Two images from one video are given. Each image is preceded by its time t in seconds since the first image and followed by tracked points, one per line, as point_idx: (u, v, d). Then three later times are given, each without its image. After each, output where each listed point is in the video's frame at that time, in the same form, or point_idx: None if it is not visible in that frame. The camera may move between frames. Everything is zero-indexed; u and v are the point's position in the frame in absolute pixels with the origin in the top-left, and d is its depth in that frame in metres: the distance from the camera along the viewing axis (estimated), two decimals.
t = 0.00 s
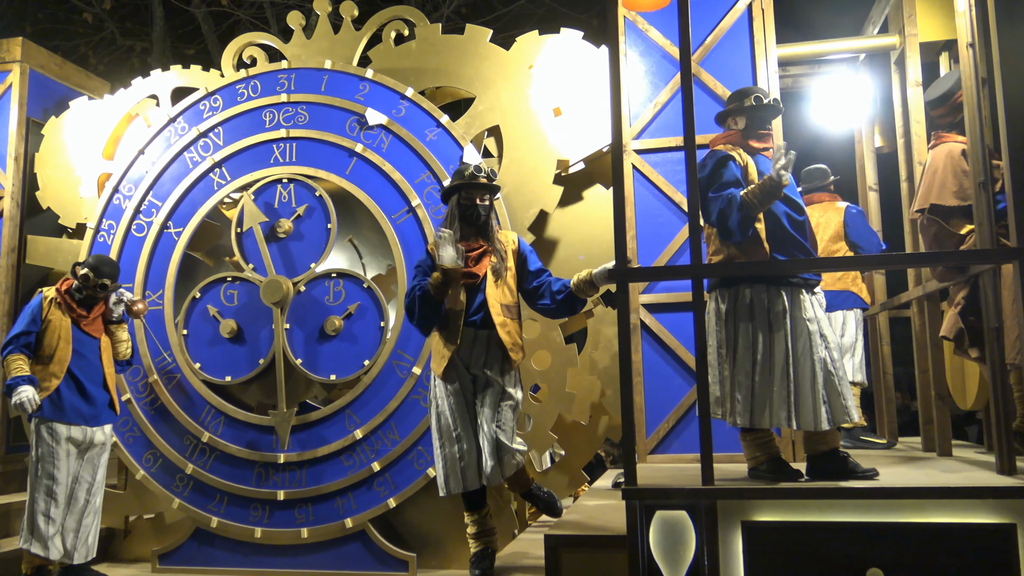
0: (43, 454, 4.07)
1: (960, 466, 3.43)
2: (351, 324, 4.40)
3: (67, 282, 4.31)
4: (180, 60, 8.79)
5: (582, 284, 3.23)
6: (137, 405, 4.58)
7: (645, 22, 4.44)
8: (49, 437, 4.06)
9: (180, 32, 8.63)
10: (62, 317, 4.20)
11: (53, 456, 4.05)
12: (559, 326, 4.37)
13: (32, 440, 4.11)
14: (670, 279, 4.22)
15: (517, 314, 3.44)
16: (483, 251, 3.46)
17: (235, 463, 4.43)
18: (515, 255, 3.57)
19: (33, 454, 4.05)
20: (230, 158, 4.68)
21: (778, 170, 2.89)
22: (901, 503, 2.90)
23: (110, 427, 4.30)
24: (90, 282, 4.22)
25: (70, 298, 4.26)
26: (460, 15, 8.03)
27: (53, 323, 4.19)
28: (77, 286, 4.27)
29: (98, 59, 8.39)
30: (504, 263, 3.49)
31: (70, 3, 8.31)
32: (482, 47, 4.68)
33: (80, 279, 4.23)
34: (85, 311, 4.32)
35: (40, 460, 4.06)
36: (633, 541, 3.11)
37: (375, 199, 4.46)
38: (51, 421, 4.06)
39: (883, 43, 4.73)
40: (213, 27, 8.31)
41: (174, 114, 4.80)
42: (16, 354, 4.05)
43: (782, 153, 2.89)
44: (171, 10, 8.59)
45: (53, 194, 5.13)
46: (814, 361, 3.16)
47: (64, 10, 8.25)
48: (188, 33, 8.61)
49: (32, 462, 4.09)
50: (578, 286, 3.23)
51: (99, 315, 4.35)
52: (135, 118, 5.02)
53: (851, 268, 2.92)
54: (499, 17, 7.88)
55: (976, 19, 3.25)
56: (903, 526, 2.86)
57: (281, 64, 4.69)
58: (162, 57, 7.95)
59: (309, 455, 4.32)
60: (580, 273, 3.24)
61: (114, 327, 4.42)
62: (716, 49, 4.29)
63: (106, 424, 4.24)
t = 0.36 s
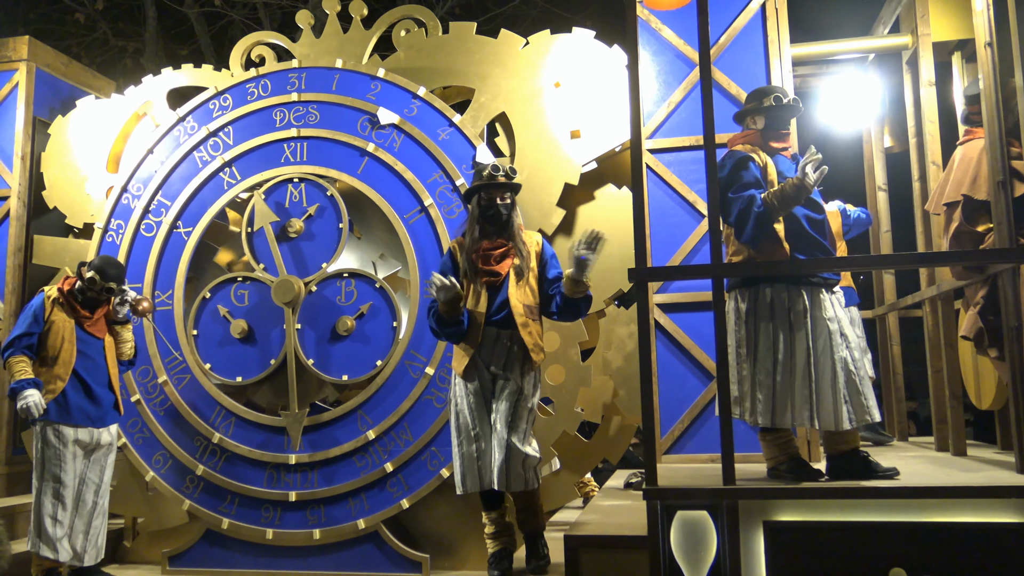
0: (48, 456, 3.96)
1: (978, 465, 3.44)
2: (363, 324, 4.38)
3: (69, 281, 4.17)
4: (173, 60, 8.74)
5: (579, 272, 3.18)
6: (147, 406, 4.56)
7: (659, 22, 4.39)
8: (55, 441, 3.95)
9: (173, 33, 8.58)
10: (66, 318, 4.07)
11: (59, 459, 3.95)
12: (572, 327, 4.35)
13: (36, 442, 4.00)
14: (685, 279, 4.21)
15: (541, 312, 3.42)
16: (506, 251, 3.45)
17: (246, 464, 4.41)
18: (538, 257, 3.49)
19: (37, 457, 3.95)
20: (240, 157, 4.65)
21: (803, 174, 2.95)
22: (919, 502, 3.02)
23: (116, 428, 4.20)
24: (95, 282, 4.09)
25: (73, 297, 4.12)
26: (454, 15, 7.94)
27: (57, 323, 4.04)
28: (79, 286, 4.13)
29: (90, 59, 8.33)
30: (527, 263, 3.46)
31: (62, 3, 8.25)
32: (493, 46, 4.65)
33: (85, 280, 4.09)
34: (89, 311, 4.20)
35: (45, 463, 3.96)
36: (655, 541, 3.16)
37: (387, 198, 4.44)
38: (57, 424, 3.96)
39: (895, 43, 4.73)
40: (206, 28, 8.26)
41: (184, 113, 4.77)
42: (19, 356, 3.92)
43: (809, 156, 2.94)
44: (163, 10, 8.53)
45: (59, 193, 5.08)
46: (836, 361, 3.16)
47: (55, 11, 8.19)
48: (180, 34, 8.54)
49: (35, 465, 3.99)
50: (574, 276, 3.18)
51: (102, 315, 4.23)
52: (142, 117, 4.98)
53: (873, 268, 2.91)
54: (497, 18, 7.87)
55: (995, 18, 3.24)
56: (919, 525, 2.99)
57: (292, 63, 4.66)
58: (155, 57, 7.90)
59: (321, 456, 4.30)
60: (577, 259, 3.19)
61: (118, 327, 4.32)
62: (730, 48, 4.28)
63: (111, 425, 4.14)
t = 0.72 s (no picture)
0: (57, 453, 3.88)
1: (999, 462, 3.43)
2: (375, 320, 4.36)
3: (73, 275, 4.10)
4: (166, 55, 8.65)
5: (554, 283, 3.14)
6: (157, 402, 4.53)
7: (673, 16, 4.35)
8: (66, 437, 3.88)
9: (167, 27, 8.50)
10: (73, 313, 4.00)
11: (70, 456, 3.88)
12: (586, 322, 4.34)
13: (44, 440, 3.90)
14: (701, 275, 4.16)
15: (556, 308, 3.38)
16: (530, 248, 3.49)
17: (257, 460, 4.38)
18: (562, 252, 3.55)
19: (46, 454, 3.87)
20: (250, 151, 4.61)
21: (828, 163, 2.91)
22: (942, 499, 3.00)
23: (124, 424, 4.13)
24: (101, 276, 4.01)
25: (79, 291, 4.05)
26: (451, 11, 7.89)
27: (63, 318, 3.98)
28: (85, 279, 4.07)
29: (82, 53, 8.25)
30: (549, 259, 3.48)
31: None
32: (505, 40, 4.61)
33: (91, 273, 4.01)
34: (95, 306, 4.13)
35: (54, 460, 3.88)
36: (675, 538, 3.15)
37: (400, 193, 4.41)
38: (67, 420, 3.89)
39: (909, 39, 4.71)
40: (201, 22, 8.20)
41: (193, 107, 4.72)
42: (26, 353, 3.84)
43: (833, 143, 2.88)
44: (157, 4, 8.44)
45: (66, 188, 5.03)
46: (858, 357, 3.13)
47: (48, 4, 8.11)
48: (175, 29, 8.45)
49: (43, 462, 3.91)
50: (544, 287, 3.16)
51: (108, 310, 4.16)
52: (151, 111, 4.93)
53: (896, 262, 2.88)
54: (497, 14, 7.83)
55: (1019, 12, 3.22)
56: (942, 521, 2.98)
57: (303, 56, 4.62)
58: (148, 52, 7.82)
59: (334, 453, 4.27)
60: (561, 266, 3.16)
61: (124, 322, 4.22)
62: (746, 43, 4.26)
63: (121, 421, 4.08)
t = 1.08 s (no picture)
0: (67, 450, 3.82)
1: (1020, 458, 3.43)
2: (390, 315, 4.33)
3: (82, 270, 4.04)
4: (162, 50, 8.56)
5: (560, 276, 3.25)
6: (168, 397, 4.50)
7: (689, 11, 4.31)
8: (75, 434, 3.81)
9: (162, 23, 8.40)
10: (82, 308, 3.94)
11: (79, 453, 3.81)
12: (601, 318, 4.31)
13: (51, 436, 3.84)
14: (718, 270, 4.13)
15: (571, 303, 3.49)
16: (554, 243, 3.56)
17: (270, 456, 4.35)
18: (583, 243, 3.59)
19: (54, 451, 3.80)
20: (263, 145, 4.58)
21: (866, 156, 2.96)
22: (966, 494, 3.00)
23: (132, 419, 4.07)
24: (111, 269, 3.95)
25: (89, 285, 3.99)
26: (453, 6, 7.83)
27: (73, 313, 3.92)
28: (95, 272, 4.01)
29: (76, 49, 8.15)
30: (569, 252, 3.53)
31: None
32: (519, 33, 4.57)
33: (102, 263, 3.94)
34: (104, 301, 4.07)
35: (64, 457, 3.81)
36: (698, 534, 3.14)
37: (414, 187, 4.39)
38: (77, 417, 3.82)
39: (923, 34, 4.69)
40: (196, 18, 8.12)
41: (205, 100, 4.69)
42: (35, 349, 3.79)
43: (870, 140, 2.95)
44: None
45: (74, 182, 4.98)
46: (881, 352, 3.14)
47: None
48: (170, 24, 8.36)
49: (51, 459, 3.83)
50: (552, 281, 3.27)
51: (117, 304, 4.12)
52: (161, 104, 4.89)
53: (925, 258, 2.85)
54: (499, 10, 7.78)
55: None
56: (966, 517, 2.97)
57: (316, 49, 4.59)
58: (144, 48, 7.74)
59: (348, 448, 4.25)
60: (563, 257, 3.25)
61: (132, 317, 4.19)
62: (762, 37, 4.23)
63: (130, 416, 4.02)
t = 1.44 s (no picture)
0: (82, 450, 3.79)
1: None
2: (403, 314, 4.32)
3: (99, 268, 4.02)
4: (157, 49, 8.47)
5: (590, 274, 3.23)
6: (180, 396, 4.47)
7: (704, 9, 4.30)
8: (90, 433, 3.78)
9: (157, 22, 8.30)
10: (100, 307, 3.91)
11: (94, 453, 3.78)
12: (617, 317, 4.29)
13: (64, 436, 3.80)
14: (733, 269, 4.10)
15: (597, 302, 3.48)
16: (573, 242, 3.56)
17: (283, 456, 4.33)
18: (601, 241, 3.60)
19: (69, 451, 3.76)
20: (275, 143, 4.56)
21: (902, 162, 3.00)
22: (988, 493, 3.00)
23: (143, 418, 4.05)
24: (131, 263, 3.98)
25: (106, 282, 3.97)
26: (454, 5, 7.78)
27: (90, 312, 3.89)
28: (115, 271, 4.00)
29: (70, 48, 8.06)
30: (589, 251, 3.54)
31: None
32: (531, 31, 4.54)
33: (120, 259, 3.98)
34: (120, 300, 4.04)
35: (78, 457, 3.78)
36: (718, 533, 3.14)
37: (427, 185, 4.37)
38: (92, 416, 3.80)
39: (936, 33, 4.68)
40: (192, 17, 8.03)
41: (216, 98, 4.66)
42: (52, 348, 3.76)
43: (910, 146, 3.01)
44: None
45: (83, 179, 4.95)
46: (902, 351, 3.11)
47: None
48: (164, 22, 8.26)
49: (65, 458, 3.80)
50: (580, 278, 3.26)
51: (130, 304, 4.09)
52: (171, 102, 4.85)
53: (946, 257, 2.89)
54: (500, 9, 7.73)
55: None
56: (990, 517, 2.97)
57: (328, 46, 4.56)
58: (139, 48, 7.65)
59: (361, 448, 4.23)
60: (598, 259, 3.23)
61: (143, 317, 4.16)
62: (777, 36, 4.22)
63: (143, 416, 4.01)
